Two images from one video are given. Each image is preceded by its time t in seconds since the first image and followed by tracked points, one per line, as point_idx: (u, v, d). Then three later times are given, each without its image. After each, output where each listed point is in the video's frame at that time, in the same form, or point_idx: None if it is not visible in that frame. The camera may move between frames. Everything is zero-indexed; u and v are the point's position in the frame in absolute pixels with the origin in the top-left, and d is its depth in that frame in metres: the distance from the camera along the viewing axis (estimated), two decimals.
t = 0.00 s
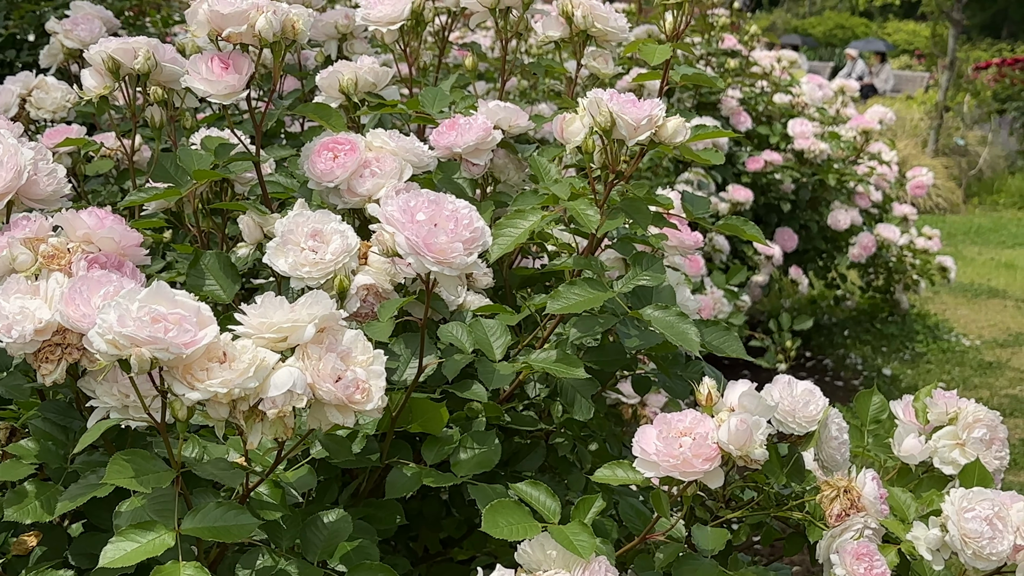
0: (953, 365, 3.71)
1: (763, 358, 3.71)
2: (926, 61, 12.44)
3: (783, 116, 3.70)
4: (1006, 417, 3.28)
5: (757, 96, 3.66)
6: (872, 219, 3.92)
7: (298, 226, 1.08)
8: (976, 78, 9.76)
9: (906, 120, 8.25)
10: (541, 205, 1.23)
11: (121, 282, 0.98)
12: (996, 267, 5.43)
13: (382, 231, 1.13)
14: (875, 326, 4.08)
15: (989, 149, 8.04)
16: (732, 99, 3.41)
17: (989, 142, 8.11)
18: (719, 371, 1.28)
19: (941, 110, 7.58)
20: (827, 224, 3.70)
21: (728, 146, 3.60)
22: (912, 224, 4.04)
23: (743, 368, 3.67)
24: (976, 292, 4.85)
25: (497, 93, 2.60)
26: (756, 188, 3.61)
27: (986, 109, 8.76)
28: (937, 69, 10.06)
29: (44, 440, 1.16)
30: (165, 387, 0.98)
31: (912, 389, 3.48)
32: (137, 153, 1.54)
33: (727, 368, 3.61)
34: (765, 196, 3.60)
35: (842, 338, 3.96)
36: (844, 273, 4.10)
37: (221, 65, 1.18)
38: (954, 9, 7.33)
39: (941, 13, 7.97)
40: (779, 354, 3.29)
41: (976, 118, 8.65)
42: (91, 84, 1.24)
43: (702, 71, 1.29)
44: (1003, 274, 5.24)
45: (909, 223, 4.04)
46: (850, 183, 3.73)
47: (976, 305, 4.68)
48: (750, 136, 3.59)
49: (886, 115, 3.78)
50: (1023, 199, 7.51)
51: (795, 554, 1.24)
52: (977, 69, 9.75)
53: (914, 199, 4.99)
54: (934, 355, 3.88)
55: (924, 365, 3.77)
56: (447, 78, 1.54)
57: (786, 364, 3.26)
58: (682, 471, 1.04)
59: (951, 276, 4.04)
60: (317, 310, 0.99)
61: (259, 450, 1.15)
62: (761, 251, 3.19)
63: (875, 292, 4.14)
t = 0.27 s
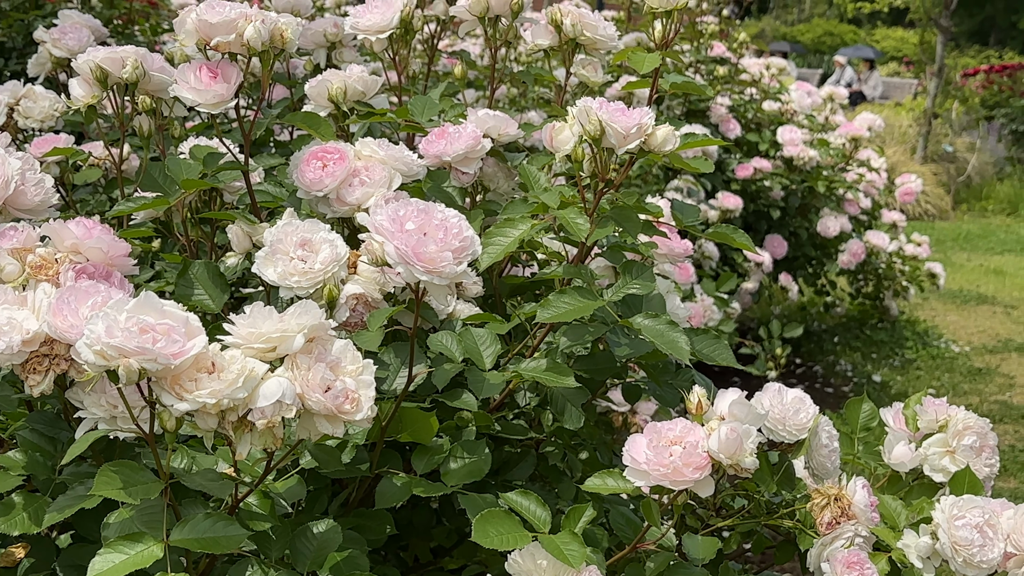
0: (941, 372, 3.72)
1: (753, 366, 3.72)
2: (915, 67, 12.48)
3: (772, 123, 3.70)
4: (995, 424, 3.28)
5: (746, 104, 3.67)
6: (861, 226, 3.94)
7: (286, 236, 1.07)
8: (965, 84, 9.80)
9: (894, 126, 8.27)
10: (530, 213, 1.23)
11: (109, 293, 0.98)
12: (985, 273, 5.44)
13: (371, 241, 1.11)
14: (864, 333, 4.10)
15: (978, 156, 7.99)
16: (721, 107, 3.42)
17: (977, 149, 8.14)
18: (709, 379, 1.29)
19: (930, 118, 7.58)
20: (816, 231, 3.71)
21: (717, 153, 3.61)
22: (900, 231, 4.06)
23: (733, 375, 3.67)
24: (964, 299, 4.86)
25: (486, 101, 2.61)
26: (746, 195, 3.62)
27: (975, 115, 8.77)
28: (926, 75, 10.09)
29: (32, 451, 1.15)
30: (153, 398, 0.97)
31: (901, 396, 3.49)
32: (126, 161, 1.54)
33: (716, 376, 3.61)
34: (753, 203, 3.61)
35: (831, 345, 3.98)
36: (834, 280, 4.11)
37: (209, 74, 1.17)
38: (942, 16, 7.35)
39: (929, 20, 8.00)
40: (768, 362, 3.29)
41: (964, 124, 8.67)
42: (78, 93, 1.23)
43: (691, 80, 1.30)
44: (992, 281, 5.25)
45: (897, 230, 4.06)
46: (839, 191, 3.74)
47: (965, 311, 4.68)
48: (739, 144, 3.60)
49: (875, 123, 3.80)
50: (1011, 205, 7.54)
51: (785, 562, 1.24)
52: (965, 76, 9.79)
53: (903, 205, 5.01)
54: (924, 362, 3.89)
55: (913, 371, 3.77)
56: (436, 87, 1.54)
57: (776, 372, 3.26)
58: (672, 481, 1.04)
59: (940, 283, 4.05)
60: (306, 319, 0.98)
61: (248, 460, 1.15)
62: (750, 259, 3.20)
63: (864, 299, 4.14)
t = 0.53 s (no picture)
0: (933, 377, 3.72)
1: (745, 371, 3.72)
2: (905, 73, 12.53)
3: (762, 129, 3.69)
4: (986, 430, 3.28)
5: (735, 110, 3.68)
6: (851, 231, 3.95)
7: (276, 244, 1.07)
8: (955, 90, 9.84)
9: (884, 132, 8.30)
10: (521, 221, 1.23)
11: (99, 301, 0.97)
12: (975, 278, 5.46)
13: (361, 249, 1.12)
14: (855, 338, 4.11)
15: (967, 161, 8.03)
16: (711, 113, 3.43)
17: (967, 154, 8.16)
18: (700, 386, 1.29)
19: (919, 123, 7.60)
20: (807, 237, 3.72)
21: (708, 160, 3.62)
22: (891, 236, 4.06)
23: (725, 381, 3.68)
24: (955, 304, 4.87)
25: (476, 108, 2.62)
26: (736, 202, 3.62)
27: (964, 121, 8.80)
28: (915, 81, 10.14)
29: (20, 461, 1.15)
30: (142, 407, 0.95)
31: (892, 401, 3.49)
32: (115, 170, 1.54)
33: (707, 382, 3.61)
34: (744, 209, 3.61)
35: (822, 350, 3.99)
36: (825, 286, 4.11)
37: (199, 82, 1.17)
38: (931, 22, 7.37)
39: (918, 26, 8.05)
40: (759, 368, 3.29)
41: (954, 130, 8.70)
42: (68, 102, 1.24)
43: (681, 86, 1.31)
44: (982, 286, 5.26)
45: (888, 235, 4.06)
46: (829, 196, 3.75)
47: (956, 316, 4.69)
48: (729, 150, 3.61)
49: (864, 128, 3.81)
50: (1001, 210, 7.56)
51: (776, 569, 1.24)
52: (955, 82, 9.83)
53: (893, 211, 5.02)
54: (915, 367, 3.89)
55: (904, 376, 3.78)
56: (425, 95, 1.55)
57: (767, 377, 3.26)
58: (664, 488, 1.04)
59: (931, 288, 4.05)
60: (295, 328, 0.97)
61: (238, 469, 1.15)
62: (741, 265, 3.20)
63: (855, 304, 4.15)
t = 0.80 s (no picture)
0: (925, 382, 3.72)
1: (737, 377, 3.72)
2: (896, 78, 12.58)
3: (754, 134, 3.71)
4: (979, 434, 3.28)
5: (727, 116, 3.68)
6: (843, 236, 3.96)
7: (267, 251, 1.06)
8: (945, 95, 9.87)
9: (876, 137, 8.32)
10: (512, 227, 1.23)
11: (90, 309, 0.96)
12: (967, 282, 5.47)
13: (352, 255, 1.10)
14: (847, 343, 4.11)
15: (959, 166, 8.06)
16: (703, 118, 3.43)
17: (958, 159, 8.18)
18: (693, 392, 1.29)
19: (911, 128, 7.62)
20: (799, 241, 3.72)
21: (700, 165, 3.62)
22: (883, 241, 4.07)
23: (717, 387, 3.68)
24: (947, 308, 4.87)
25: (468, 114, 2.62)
26: (728, 207, 3.62)
27: (956, 126, 8.81)
28: (906, 86, 10.18)
29: (11, 469, 1.14)
30: (133, 415, 0.95)
31: (885, 406, 3.50)
32: (106, 177, 1.54)
33: (701, 387, 3.61)
34: (737, 214, 3.61)
35: (815, 355, 3.99)
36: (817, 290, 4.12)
37: (190, 89, 1.17)
38: (923, 27, 7.38)
39: (909, 31, 8.07)
40: (752, 373, 3.28)
41: (945, 135, 8.72)
42: (59, 109, 1.24)
43: (672, 92, 1.31)
44: (974, 290, 5.27)
45: (880, 239, 4.07)
46: (821, 201, 3.76)
47: (948, 321, 4.69)
48: (721, 155, 3.61)
49: (856, 133, 3.81)
50: (992, 214, 7.58)
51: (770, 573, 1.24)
52: (946, 87, 9.86)
53: (886, 215, 5.03)
54: (907, 371, 3.89)
55: (897, 381, 3.78)
56: (417, 100, 1.55)
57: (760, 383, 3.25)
58: (656, 494, 1.03)
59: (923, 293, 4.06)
60: (287, 335, 0.96)
61: (229, 477, 1.14)
62: (734, 269, 3.20)
63: (848, 309, 4.15)
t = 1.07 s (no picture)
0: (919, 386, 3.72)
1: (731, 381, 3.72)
2: (888, 83, 12.62)
3: (747, 139, 3.72)
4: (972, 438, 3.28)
5: (721, 120, 3.69)
6: (836, 240, 3.97)
7: (260, 256, 1.06)
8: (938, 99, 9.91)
9: (870, 141, 8.34)
10: (506, 232, 1.23)
11: (82, 315, 0.95)
12: (960, 286, 5.48)
13: (346, 261, 1.11)
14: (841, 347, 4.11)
15: (951, 170, 8.08)
16: (696, 123, 3.44)
17: (951, 163, 8.20)
18: (686, 397, 1.29)
19: (903, 132, 7.64)
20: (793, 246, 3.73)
21: (693, 169, 3.63)
22: (876, 245, 4.08)
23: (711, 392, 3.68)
24: (941, 312, 4.88)
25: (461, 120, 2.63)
26: (722, 212, 3.63)
27: (948, 130, 8.84)
28: (899, 91, 10.22)
29: (4, 476, 1.13)
30: (125, 421, 0.94)
31: (879, 410, 3.50)
32: (99, 183, 1.54)
33: (695, 392, 3.61)
34: (731, 218, 3.62)
35: (809, 359, 4.00)
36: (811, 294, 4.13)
37: (182, 95, 1.16)
38: (915, 32, 7.41)
39: (902, 36, 8.11)
40: (746, 377, 3.28)
41: (938, 139, 8.75)
42: (51, 115, 1.23)
43: (665, 97, 1.32)
44: (967, 294, 5.28)
45: (873, 243, 4.08)
46: (814, 205, 3.77)
47: (941, 324, 4.70)
48: (715, 159, 3.62)
49: (849, 137, 3.83)
50: (986, 218, 7.59)
51: None
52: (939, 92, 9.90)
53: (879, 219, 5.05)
54: (901, 376, 3.89)
55: (891, 385, 3.78)
56: (410, 106, 1.55)
57: (754, 387, 3.25)
58: (650, 499, 1.03)
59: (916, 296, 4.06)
60: (279, 341, 0.96)
61: (222, 483, 1.14)
62: (728, 273, 3.21)
63: (842, 313, 4.16)
